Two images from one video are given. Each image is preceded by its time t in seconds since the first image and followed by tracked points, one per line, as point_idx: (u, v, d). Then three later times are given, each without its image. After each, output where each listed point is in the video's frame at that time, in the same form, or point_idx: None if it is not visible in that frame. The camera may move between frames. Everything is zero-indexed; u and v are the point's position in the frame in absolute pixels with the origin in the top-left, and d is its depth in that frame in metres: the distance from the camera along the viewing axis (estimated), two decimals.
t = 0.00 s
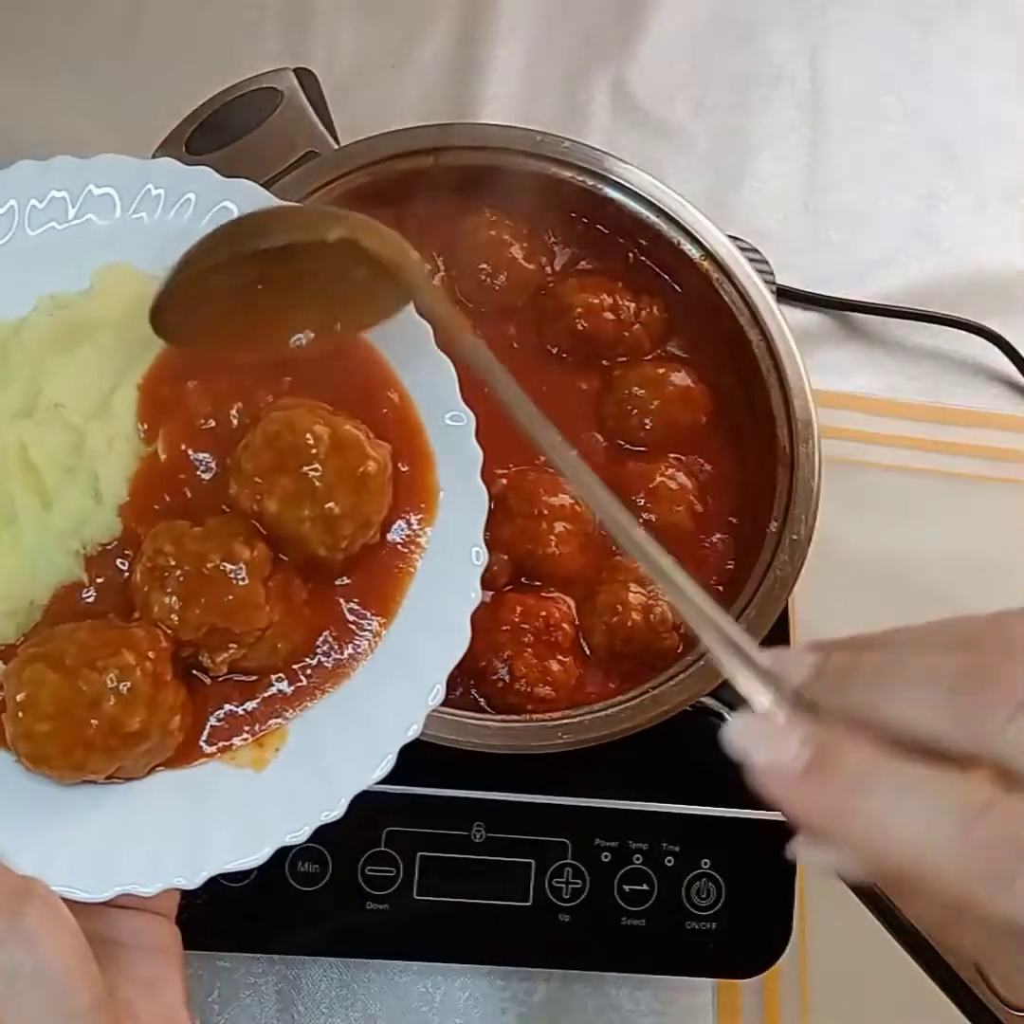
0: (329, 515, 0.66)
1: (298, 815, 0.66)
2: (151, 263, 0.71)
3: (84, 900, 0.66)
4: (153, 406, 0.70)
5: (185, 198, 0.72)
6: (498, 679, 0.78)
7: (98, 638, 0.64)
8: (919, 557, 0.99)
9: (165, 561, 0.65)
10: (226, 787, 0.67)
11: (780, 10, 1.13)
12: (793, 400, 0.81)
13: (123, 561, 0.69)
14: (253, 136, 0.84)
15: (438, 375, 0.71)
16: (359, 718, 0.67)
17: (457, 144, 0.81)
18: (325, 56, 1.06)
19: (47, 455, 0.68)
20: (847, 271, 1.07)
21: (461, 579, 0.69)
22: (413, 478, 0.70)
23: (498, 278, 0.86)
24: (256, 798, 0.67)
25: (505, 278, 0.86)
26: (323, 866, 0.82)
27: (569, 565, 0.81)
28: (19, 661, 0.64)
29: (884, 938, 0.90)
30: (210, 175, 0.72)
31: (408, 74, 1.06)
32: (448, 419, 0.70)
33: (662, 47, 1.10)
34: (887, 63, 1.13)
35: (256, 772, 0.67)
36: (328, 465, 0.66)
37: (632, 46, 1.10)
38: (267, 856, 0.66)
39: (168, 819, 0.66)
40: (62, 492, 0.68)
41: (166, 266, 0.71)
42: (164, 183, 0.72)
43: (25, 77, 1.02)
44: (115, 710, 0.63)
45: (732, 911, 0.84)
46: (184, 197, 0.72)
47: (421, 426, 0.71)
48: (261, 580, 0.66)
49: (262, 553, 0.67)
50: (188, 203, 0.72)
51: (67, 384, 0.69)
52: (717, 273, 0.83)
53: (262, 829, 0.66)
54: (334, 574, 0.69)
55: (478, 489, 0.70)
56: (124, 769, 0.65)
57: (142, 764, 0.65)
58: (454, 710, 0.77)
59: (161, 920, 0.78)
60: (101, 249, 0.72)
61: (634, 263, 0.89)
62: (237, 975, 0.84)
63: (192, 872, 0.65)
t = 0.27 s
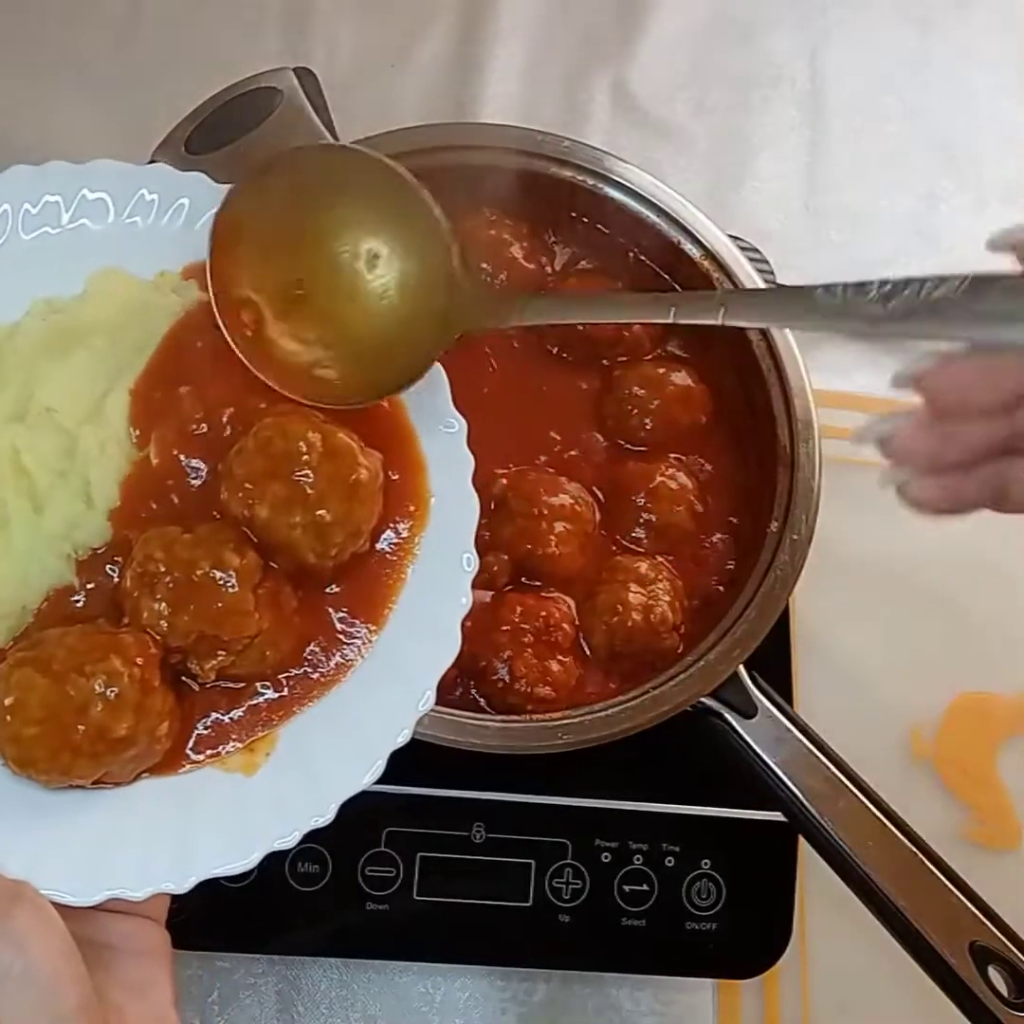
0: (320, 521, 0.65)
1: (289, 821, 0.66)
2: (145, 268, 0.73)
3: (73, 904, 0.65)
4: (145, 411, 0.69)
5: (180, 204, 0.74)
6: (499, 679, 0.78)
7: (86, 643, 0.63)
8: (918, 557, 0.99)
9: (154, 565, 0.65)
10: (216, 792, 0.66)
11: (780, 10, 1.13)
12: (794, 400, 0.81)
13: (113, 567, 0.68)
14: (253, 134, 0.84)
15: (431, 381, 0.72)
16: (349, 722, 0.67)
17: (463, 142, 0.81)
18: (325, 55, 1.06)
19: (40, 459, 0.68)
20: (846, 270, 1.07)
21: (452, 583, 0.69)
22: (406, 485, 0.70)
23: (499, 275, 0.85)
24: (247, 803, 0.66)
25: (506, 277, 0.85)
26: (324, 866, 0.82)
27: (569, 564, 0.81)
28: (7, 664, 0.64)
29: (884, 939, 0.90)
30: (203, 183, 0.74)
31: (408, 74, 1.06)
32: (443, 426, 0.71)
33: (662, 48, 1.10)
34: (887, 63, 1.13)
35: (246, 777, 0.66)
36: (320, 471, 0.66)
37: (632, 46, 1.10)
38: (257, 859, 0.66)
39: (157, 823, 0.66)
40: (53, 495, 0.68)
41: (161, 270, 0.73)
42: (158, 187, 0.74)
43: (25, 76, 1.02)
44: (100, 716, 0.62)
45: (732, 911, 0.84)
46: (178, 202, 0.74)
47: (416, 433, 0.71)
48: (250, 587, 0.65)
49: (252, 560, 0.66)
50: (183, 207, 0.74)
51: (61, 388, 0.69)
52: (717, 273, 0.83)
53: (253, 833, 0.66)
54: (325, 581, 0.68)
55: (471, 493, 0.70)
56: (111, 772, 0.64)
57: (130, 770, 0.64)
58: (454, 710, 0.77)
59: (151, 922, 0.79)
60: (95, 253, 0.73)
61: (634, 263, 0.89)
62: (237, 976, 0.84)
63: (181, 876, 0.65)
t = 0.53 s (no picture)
0: (271, 520, 0.63)
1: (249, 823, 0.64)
2: (94, 270, 0.69)
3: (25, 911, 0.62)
4: (95, 413, 0.67)
5: (128, 205, 0.70)
6: (498, 679, 0.78)
7: (37, 646, 0.61)
8: (919, 557, 0.99)
9: (104, 567, 0.63)
10: (172, 794, 0.64)
11: (780, 11, 1.13)
12: (794, 400, 0.81)
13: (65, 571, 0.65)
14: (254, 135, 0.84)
15: (382, 373, 0.68)
16: (304, 722, 0.65)
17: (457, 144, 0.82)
18: (325, 55, 1.06)
19: None
20: (847, 269, 1.06)
21: (406, 581, 0.66)
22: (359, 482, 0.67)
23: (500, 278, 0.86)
24: (203, 804, 0.64)
25: (505, 279, 0.86)
26: (323, 867, 0.82)
27: (568, 565, 0.81)
28: None
29: (884, 939, 0.90)
30: (151, 182, 0.70)
31: (408, 74, 1.06)
32: (396, 422, 0.68)
33: (662, 47, 1.10)
34: (887, 63, 1.13)
35: (201, 779, 0.64)
36: (271, 470, 0.64)
37: (632, 45, 1.10)
38: (215, 862, 0.64)
39: (112, 826, 0.63)
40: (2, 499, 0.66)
41: (110, 271, 0.69)
42: (105, 188, 0.70)
43: (24, 76, 1.02)
44: (50, 720, 0.60)
45: (732, 911, 0.84)
46: (126, 204, 0.70)
47: (367, 428, 0.68)
48: (202, 587, 0.63)
49: (205, 561, 0.64)
50: (130, 210, 0.70)
51: (11, 390, 0.67)
52: (717, 273, 0.84)
53: (210, 835, 0.64)
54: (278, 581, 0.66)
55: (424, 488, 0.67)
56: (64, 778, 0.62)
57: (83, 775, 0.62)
58: (454, 711, 0.77)
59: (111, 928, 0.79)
60: (37, 259, 0.69)
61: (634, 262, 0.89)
62: (237, 976, 0.84)
63: (136, 880, 0.63)
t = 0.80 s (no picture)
0: (240, 502, 0.59)
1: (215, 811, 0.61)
2: (64, 248, 0.65)
3: None
4: (63, 392, 0.62)
5: (98, 186, 0.65)
6: (498, 679, 0.78)
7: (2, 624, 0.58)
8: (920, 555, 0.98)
9: (68, 545, 0.59)
10: (132, 779, 0.61)
11: (780, 10, 1.13)
12: (794, 400, 0.81)
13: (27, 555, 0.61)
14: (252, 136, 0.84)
15: (356, 353, 0.64)
16: (268, 708, 0.61)
17: (452, 144, 0.81)
18: (324, 55, 1.06)
19: None
20: (847, 269, 1.07)
21: (378, 568, 0.62)
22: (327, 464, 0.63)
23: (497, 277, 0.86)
24: (165, 789, 0.61)
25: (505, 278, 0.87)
26: (323, 867, 0.82)
27: (569, 565, 0.81)
28: None
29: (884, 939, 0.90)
30: (124, 161, 0.66)
31: (408, 74, 1.06)
32: (369, 404, 0.64)
33: (662, 47, 1.10)
34: (888, 63, 1.13)
35: (165, 764, 0.61)
36: (240, 451, 0.59)
37: (632, 45, 1.10)
38: (176, 848, 0.61)
39: (72, 811, 0.61)
40: None
41: (82, 249, 0.65)
42: (75, 166, 0.65)
43: (24, 76, 1.02)
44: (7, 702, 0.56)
45: (732, 911, 0.84)
46: (96, 183, 0.65)
47: (339, 408, 0.64)
48: (168, 571, 0.59)
49: (170, 543, 0.60)
50: (99, 190, 0.65)
51: None
52: (717, 273, 0.83)
53: (172, 821, 0.61)
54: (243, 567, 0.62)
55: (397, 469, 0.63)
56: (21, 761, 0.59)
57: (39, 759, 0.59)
58: (454, 710, 0.77)
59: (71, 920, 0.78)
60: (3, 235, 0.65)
61: (634, 263, 0.89)
62: (237, 976, 0.84)
63: (96, 866, 0.61)
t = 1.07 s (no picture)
0: (262, 503, 0.59)
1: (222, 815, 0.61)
2: (94, 243, 0.65)
3: None
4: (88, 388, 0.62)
5: (132, 181, 0.66)
6: (498, 679, 0.78)
7: (14, 618, 0.58)
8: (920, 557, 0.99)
9: (87, 542, 0.59)
10: (141, 780, 0.61)
11: (779, 10, 1.13)
12: (794, 400, 0.81)
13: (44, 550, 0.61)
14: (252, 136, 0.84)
15: (385, 361, 0.64)
16: (283, 715, 0.61)
17: (452, 144, 0.81)
18: (324, 55, 1.06)
19: None
20: (847, 269, 1.07)
21: (398, 578, 0.62)
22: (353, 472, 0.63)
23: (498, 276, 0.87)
24: (173, 792, 0.61)
25: (506, 277, 0.87)
26: (323, 867, 0.82)
27: (569, 564, 0.81)
28: None
29: (884, 940, 0.90)
30: (158, 157, 0.66)
31: (408, 74, 1.06)
32: (396, 411, 0.64)
33: (662, 47, 1.10)
34: (887, 62, 1.13)
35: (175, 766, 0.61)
36: (265, 452, 0.60)
37: (632, 45, 1.10)
38: (183, 853, 0.61)
39: (79, 811, 0.60)
40: None
41: (112, 245, 0.65)
42: (110, 160, 0.66)
43: (24, 76, 1.02)
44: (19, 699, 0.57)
45: (732, 911, 0.84)
46: (130, 178, 0.66)
47: (365, 415, 0.64)
48: (186, 573, 0.59)
49: (190, 544, 0.60)
50: (133, 185, 0.66)
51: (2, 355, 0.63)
52: (718, 273, 0.83)
53: (180, 825, 0.61)
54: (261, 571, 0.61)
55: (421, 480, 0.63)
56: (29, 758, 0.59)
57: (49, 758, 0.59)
58: (454, 711, 0.77)
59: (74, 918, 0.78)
60: (33, 227, 0.65)
61: (635, 262, 0.89)
62: (237, 976, 0.84)
63: (101, 867, 0.60)
